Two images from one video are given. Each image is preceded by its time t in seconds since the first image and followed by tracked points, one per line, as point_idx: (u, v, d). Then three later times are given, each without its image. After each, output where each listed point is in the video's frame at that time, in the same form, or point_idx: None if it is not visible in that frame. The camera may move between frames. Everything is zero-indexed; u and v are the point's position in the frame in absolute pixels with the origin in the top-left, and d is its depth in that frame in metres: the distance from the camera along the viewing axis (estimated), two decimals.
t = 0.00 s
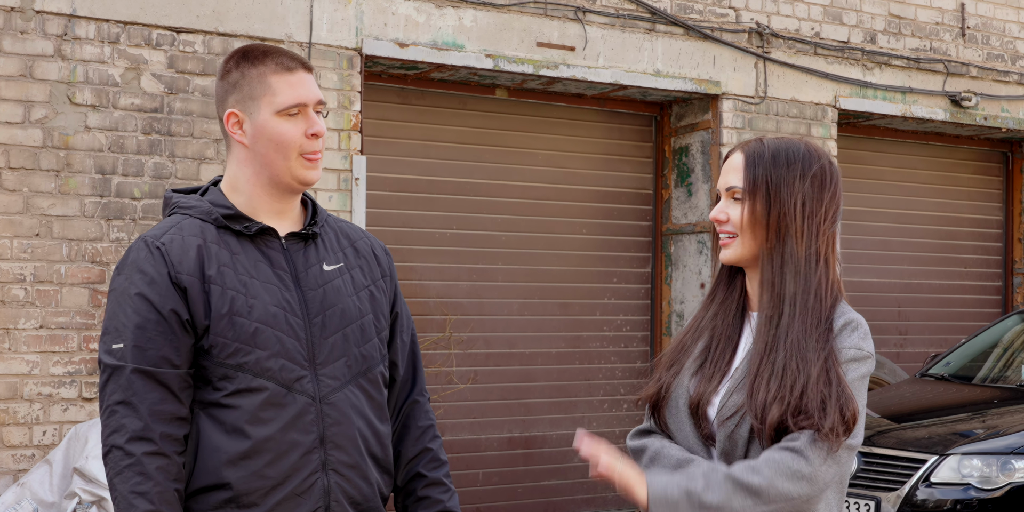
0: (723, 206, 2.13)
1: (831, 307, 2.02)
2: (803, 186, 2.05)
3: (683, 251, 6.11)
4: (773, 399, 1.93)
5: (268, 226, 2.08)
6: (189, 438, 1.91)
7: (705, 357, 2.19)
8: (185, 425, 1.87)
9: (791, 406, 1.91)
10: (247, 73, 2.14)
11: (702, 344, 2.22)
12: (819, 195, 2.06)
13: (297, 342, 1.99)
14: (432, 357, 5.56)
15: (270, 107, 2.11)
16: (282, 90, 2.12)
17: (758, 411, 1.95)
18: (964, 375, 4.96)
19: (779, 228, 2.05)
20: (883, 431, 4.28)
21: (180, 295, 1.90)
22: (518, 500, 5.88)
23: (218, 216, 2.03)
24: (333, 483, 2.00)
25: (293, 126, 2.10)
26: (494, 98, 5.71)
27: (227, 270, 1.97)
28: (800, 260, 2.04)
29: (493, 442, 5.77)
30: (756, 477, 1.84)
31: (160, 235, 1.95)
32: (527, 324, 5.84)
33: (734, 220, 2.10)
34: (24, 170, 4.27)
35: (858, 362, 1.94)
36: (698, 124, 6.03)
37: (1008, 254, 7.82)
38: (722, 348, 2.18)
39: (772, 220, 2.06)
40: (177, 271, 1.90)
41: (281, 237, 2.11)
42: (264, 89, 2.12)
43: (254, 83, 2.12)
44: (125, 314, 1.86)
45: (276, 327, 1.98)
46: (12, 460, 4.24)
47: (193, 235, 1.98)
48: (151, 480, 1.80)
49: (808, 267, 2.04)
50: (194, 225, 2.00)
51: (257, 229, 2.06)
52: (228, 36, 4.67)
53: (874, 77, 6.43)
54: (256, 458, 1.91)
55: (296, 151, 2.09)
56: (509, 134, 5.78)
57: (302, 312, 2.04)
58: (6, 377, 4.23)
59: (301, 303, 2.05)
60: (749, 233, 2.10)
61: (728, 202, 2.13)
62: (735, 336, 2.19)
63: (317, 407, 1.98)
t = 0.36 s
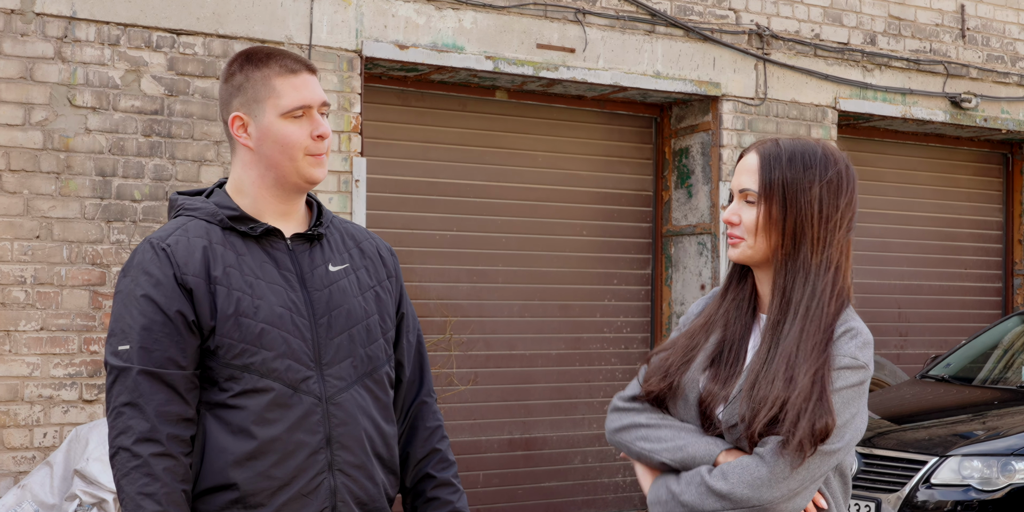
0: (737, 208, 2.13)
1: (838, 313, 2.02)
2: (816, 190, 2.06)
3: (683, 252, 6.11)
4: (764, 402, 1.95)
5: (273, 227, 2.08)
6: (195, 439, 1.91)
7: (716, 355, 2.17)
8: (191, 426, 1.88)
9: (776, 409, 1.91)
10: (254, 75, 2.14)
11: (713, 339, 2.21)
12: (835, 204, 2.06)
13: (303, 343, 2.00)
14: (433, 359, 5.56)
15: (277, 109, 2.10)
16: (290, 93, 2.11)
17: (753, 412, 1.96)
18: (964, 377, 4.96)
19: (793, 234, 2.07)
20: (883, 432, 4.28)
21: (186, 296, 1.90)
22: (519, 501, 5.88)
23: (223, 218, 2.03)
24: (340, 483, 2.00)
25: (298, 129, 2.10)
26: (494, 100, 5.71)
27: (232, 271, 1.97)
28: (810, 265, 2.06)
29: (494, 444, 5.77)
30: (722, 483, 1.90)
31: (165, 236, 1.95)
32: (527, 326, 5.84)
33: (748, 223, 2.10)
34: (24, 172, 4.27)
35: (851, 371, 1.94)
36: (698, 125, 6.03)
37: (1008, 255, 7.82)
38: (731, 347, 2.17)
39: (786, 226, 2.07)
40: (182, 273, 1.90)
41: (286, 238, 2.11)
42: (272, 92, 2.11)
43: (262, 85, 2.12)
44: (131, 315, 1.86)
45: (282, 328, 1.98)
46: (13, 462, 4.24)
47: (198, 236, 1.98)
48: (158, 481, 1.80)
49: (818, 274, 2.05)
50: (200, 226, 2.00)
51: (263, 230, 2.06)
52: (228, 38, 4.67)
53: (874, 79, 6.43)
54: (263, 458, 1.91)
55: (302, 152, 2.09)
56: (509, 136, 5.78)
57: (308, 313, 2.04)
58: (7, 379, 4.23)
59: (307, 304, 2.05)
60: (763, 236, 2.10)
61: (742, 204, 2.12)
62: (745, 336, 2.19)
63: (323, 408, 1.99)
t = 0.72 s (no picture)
0: (733, 206, 2.14)
1: (848, 317, 2.03)
2: (814, 188, 2.06)
3: (686, 250, 6.11)
4: (782, 410, 1.94)
5: (278, 225, 2.08)
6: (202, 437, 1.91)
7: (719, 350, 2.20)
8: (198, 425, 1.88)
9: (799, 422, 1.91)
10: (254, 73, 2.14)
11: (717, 335, 2.23)
12: (831, 199, 2.06)
13: (309, 340, 2.00)
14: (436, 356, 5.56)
15: (279, 107, 2.10)
16: (290, 90, 2.11)
17: (764, 415, 1.95)
18: (968, 374, 4.96)
19: (791, 233, 2.07)
20: (887, 429, 4.28)
21: (191, 295, 1.90)
22: (522, 498, 5.89)
23: (229, 216, 2.03)
24: (348, 481, 2.00)
25: (302, 126, 2.10)
26: (497, 97, 5.72)
27: (238, 269, 1.97)
28: (812, 265, 2.06)
29: (498, 441, 5.77)
30: (733, 488, 1.94)
31: (170, 235, 1.95)
32: (531, 324, 5.84)
33: (743, 222, 2.11)
34: (28, 170, 4.28)
35: (868, 376, 1.95)
36: (702, 123, 6.02)
37: (1012, 253, 7.81)
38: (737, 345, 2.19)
39: (782, 223, 2.07)
40: (188, 271, 1.90)
41: (291, 235, 2.11)
42: (272, 90, 2.11)
43: (261, 84, 2.12)
44: (137, 315, 1.86)
45: (288, 325, 1.98)
46: (17, 460, 4.25)
47: (203, 235, 1.98)
48: (165, 480, 1.80)
49: (823, 273, 2.05)
50: (205, 224, 2.00)
51: (268, 228, 2.06)
52: (232, 36, 4.67)
53: (877, 76, 6.42)
54: (270, 456, 1.91)
55: (307, 149, 2.09)
56: (511, 133, 5.77)
57: (314, 310, 2.04)
58: (11, 377, 4.23)
59: (313, 302, 2.05)
60: (759, 235, 2.11)
61: (738, 203, 2.14)
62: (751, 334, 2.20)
63: (330, 405, 1.99)
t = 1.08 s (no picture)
0: (727, 195, 2.15)
1: (843, 299, 2.01)
2: (804, 172, 2.06)
3: (687, 243, 6.11)
4: (776, 393, 1.92)
5: (278, 218, 2.08)
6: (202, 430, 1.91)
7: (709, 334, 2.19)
8: (197, 418, 1.88)
9: (792, 403, 1.90)
10: (253, 66, 2.13)
11: (706, 321, 2.22)
12: (824, 182, 2.06)
13: (308, 333, 1.99)
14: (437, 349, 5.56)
15: (277, 99, 2.10)
16: (289, 82, 2.11)
17: (757, 398, 1.94)
18: (968, 367, 4.96)
19: (785, 217, 2.06)
20: (888, 422, 4.28)
21: (190, 288, 1.90)
22: (523, 491, 5.89)
23: (228, 209, 2.03)
24: (347, 473, 2.00)
25: (301, 119, 2.10)
26: (498, 90, 5.71)
27: (237, 262, 1.97)
28: (803, 247, 2.05)
29: (498, 434, 5.77)
30: (733, 474, 1.94)
31: (169, 228, 1.95)
32: (532, 316, 5.85)
33: (736, 209, 2.12)
34: (28, 163, 4.28)
35: (865, 354, 1.95)
36: (702, 115, 6.02)
37: (1012, 246, 7.81)
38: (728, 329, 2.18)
39: (774, 207, 2.07)
40: (186, 265, 1.90)
41: (291, 228, 2.10)
42: (271, 83, 2.11)
43: (260, 76, 2.12)
44: (136, 308, 1.86)
45: (287, 318, 1.98)
46: (18, 453, 4.25)
47: (202, 228, 1.98)
48: (164, 473, 1.80)
49: (817, 256, 2.04)
50: (204, 218, 2.00)
51: (267, 221, 2.06)
52: (232, 29, 4.67)
53: (878, 69, 6.42)
54: (269, 449, 1.91)
55: (307, 142, 2.08)
56: (512, 126, 5.77)
57: (313, 303, 2.03)
58: (12, 370, 4.23)
59: (312, 294, 2.04)
60: (751, 221, 2.11)
61: (731, 190, 2.15)
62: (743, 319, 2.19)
63: (329, 398, 1.98)
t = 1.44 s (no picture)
0: (716, 192, 2.16)
1: (835, 305, 2.01)
2: (795, 175, 2.06)
3: (684, 245, 6.11)
4: (770, 401, 1.92)
5: (273, 220, 2.07)
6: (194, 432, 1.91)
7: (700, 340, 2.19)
8: (189, 419, 1.88)
9: (787, 413, 1.90)
10: (247, 68, 2.13)
11: (697, 325, 2.23)
12: (814, 187, 2.05)
13: (301, 335, 1.99)
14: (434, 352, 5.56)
15: (270, 102, 2.10)
16: (281, 84, 2.10)
17: (751, 406, 1.93)
18: (966, 369, 4.96)
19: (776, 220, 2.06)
20: (885, 425, 4.28)
21: (183, 290, 1.90)
22: (521, 494, 5.88)
23: (223, 211, 2.03)
24: (339, 476, 1.99)
25: (293, 121, 2.09)
26: (495, 93, 5.71)
27: (230, 264, 1.97)
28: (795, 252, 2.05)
29: (496, 437, 5.77)
30: (728, 491, 1.94)
31: (163, 230, 1.95)
32: (530, 319, 5.85)
33: (724, 207, 2.13)
34: (25, 166, 4.27)
35: (855, 362, 1.96)
36: (700, 118, 6.03)
37: (1010, 248, 7.81)
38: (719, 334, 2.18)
39: (766, 209, 2.07)
40: (180, 266, 1.90)
41: (287, 231, 2.10)
42: (263, 85, 2.11)
43: (253, 78, 2.12)
44: (129, 309, 1.86)
45: (280, 320, 1.97)
46: (14, 456, 4.24)
47: (197, 230, 1.98)
48: (154, 474, 1.80)
49: (808, 261, 2.03)
50: (199, 220, 2.00)
51: (262, 223, 2.05)
52: (229, 31, 4.67)
53: (875, 71, 6.42)
54: (260, 451, 1.91)
55: (298, 144, 2.08)
56: (509, 129, 5.77)
57: (307, 305, 2.03)
58: (9, 373, 4.23)
59: (306, 297, 2.04)
60: (738, 222, 2.12)
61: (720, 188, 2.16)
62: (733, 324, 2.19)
63: (322, 400, 1.98)
